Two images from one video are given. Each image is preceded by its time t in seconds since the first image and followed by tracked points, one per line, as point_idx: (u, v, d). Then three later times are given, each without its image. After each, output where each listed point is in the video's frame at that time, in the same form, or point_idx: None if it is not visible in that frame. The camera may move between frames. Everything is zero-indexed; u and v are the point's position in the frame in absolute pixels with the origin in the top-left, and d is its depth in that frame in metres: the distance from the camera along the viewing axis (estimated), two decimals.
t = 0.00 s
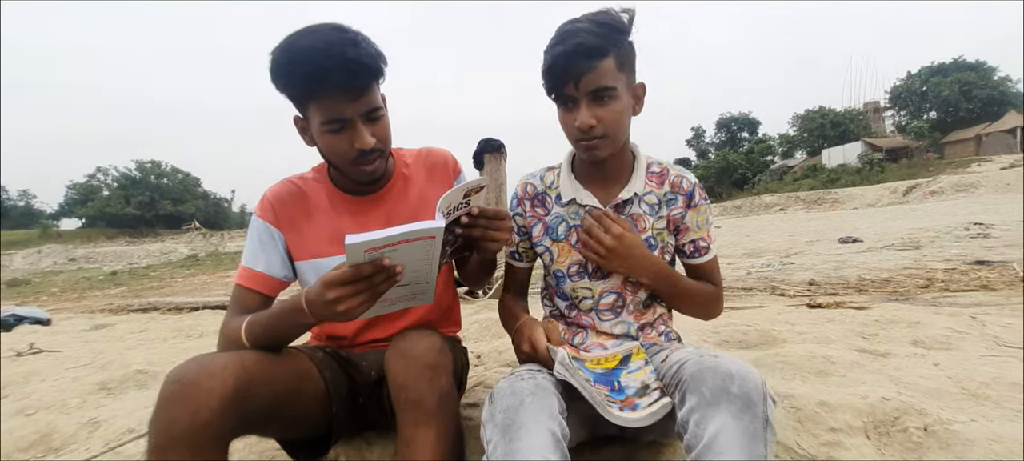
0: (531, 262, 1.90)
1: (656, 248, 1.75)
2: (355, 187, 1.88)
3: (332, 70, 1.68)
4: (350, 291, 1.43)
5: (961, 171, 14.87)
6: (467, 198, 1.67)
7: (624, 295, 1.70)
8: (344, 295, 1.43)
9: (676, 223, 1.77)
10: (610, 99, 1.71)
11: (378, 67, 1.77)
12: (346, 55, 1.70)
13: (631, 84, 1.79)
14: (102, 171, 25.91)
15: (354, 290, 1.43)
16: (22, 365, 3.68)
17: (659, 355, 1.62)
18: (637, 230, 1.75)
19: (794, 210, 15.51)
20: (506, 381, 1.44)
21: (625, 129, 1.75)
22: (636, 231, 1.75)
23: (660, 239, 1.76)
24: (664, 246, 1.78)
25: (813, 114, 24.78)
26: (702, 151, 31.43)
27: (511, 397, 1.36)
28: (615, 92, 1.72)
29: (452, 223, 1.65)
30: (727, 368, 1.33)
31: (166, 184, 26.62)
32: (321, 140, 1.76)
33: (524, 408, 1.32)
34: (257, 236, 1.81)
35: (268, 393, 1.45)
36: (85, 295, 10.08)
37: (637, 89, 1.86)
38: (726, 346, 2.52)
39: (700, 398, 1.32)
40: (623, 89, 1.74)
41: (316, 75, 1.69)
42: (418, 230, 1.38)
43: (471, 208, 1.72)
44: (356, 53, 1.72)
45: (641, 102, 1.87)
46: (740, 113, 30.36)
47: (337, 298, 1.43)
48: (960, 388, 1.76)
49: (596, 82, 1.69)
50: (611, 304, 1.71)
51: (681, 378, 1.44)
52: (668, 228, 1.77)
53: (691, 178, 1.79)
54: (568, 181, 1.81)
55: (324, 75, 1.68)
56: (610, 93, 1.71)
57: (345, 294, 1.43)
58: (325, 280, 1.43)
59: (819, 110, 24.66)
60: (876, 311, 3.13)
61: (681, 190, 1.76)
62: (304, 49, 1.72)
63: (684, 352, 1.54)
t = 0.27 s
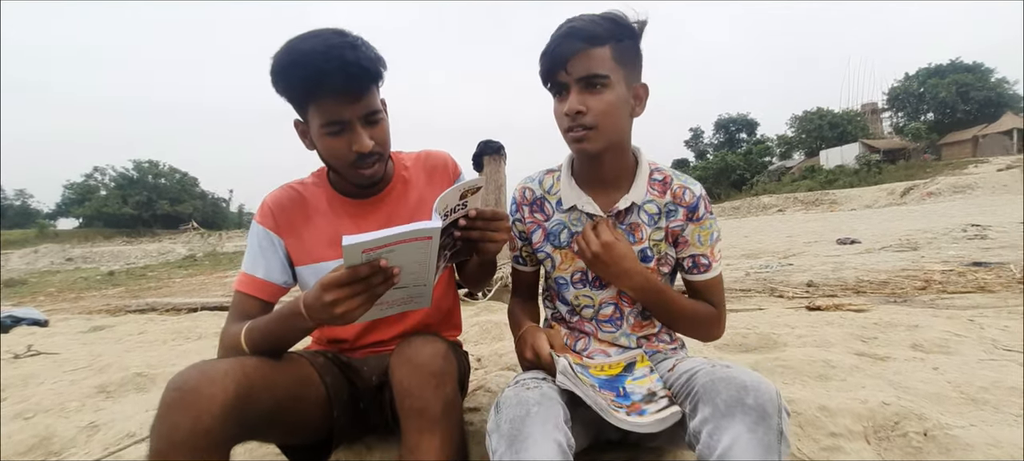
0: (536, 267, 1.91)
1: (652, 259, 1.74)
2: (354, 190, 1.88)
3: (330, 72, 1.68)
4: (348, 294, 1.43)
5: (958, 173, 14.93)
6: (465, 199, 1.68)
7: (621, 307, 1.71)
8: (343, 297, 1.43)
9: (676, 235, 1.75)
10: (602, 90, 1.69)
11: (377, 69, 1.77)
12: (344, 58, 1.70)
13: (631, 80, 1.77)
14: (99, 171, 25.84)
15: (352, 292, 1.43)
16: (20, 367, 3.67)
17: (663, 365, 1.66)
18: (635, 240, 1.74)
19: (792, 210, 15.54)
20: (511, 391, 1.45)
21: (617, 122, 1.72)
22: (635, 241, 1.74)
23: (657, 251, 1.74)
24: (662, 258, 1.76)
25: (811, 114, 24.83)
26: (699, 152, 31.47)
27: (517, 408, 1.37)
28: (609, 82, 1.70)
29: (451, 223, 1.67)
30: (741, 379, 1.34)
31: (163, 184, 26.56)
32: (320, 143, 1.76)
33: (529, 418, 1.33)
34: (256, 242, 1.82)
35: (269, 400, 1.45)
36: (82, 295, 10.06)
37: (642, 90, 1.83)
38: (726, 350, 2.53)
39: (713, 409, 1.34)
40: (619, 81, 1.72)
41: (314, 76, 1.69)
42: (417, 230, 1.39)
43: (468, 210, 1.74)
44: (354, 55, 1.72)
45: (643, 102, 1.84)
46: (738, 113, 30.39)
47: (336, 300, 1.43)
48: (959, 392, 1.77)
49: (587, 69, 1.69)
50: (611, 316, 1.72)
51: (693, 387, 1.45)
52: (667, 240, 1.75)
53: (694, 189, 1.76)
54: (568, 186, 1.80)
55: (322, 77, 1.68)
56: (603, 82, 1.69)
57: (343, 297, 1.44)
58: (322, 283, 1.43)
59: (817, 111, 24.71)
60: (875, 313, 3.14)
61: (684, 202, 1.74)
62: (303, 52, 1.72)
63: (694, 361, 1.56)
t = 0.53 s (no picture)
0: (528, 267, 1.91)
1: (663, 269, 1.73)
2: (351, 188, 1.87)
3: (323, 68, 1.67)
4: (344, 288, 1.42)
5: (958, 173, 14.92)
6: (457, 193, 1.67)
7: (626, 321, 1.70)
8: (339, 291, 1.42)
9: (686, 242, 1.74)
10: (601, 84, 1.65)
11: (370, 65, 1.76)
12: (337, 54, 1.69)
13: (635, 78, 1.72)
14: (98, 172, 25.82)
15: (347, 286, 1.42)
16: (17, 368, 3.65)
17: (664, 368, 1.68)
18: (643, 251, 1.71)
19: (792, 211, 15.53)
20: (505, 394, 1.44)
21: (617, 118, 1.66)
22: (642, 252, 1.71)
23: (666, 260, 1.73)
24: (671, 265, 1.76)
25: (811, 115, 24.84)
26: (699, 152, 31.47)
27: (511, 411, 1.36)
28: (608, 76, 1.66)
29: (445, 218, 1.64)
30: (748, 382, 1.34)
31: (163, 184, 26.55)
32: (315, 141, 1.75)
33: (523, 422, 1.32)
34: (252, 243, 1.80)
35: (266, 401, 1.44)
36: (81, 296, 10.04)
37: (648, 87, 1.79)
38: (727, 350, 2.52)
39: (719, 411, 1.33)
40: (620, 76, 1.67)
41: (307, 73, 1.69)
42: (410, 220, 1.37)
43: (461, 204, 1.72)
44: (347, 51, 1.71)
45: (648, 101, 1.79)
46: (738, 114, 30.39)
47: (331, 294, 1.42)
48: (962, 393, 1.76)
49: (586, 62, 1.66)
50: (615, 329, 1.70)
51: (699, 389, 1.45)
52: (676, 247, 1.74)
53: (706, 193, 1.72)
54: (569, 193, 1.75)
55: (314, 73, 1.68)
56: (602, 76, 1.65)
57: (339, 291, 1.43)
58: (317, 279, 1.42)
59: (817, 112, 24.72)
60: (876, 314, 3.13)
61: (695, 209, 1.70)
62: (296, 49, 1.71)
63: (699, 363, 1.56)
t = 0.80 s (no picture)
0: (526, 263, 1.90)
1: (669, 285, 1.69)
2: (351, 185, 1.86)
3: (321, 63, 1.67)
4: (344, 285, 1.41)
5: (958, 173, 14.92)
6: (456, 189, 1.66)
7: (629, 336, 1.67)
8: (339, 289, 1.41)
9: (694, 258, 1.69)
10: (603, 96, 1.59)
11: (368, 62, 1.76)
12: (334, 49, 1.69)
13: (644, 89, 1.64)
14: (98, 172, 25.81)
15: (348, 284, 1.42)
16: (17, 368, 3.64)
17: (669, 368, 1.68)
18: (648, 268, 1.67)
19: (792, 211, 15.54)
20: (509, 394, 1.43)
21: (619, 134, 1.59)
22: (647, 269, 1.67)
23: (672, 276, 1.69)
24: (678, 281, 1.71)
25: (811, 115, 24.85)
26: (699, 152, 31.48)
27: (515, 412, 1.35)
28: (612, 89, 1.59)
29: (444, 214, 1.64)
30: (752, 380, 1.33)
31: (162, 185, 26.55)
32: (314, 138, 1.74)
33: (528, 422, 1.31)
34: (252, 242, 1.79)
35: (267, 400, 1.43)
36: (81, 296, 10.03)
37: (661, 99, 1.69)
38: (730, 349, 2.51)
39: (724, 410, 1.33)
40: (626, 89, 1.60)
41: (305, 68, 1.68)
42: (409, 216, 1.36)
43: (460, 201, 1.71)
44: (344, 47, 1.71)
45: (660, 113, 1.70)
46: (738, 114, 30.40)
47: (331, 291, 1.41)
48: (966, 392, 1.75)
49: (588, 72, 1.59)
50: (617, 341, 1.67)
51: (702, 390, 1.44)
52: (683, 263, 1.70)
53: (717, 209, 1.65)
54: (572, 201, 1.69)
55: (312, 68, 1.67)
56: (605, 88, 1.59)
57: (339, 288, 1.42)
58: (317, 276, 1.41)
59: (816, 112, 24.73)
60: (879, 313, 3.12)
61: (704, 226, 1.64)
62: (293, 46, 1.71)
63: (701, 364, 1.55)
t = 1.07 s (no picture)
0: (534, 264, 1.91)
1: (681, 297, 1.70)
2: (350, 187, 1.85)
3: (319, 64, 1.66)
4: (342, 285, 1.41)
5: (958, 174, 14.92)
6: (457, 189, 1.66)
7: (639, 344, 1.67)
8: (337, 288, 1.41)
9: (706, 267, 1.68)
10: (612, 106, 1.58)
11: (367, 62, 1.75)
12: (332, 50, 1.68)
13: (654, 98, 1.63)
14: (98, 172, 25.80)
15: (346, 285, 1.41)
16: (16, 368, 3.64)
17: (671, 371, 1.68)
18: (660, 277, 1.68)
19: (792, 212, 15.54)
20: (509, 397, 1.43)
21: (627, 143, 1.59)
22: (659, 278, 1.68)
23: (684, 287, 1.70)
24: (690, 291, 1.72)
25: (811, 116, 24.85)
26: (699, 153, 31.48)
27: (516, 415, 1.35)
28: (620, 99, 1.58)
29: (445, 214, 1.64)
30: (749, 382, 1.33)
31: (162, 185, 26.56)
32: (313, 140, 1.74)
33: (528, 425, 1.30)
34: (252, 244, 1.79)
35: (267, 401, 1.42)
36: (81, 296, 10.03)
37: (672, 109, 1.68)
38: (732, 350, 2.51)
39: (721, 413, 1.33)
40: (635, 98, 1.59)
41: (303, 69, 1.68)
42: (408, 215, 1.36)
43: (460, 201, 1.71)
44: (342, 47, 1.70)
45: (669, 121, 1.69)
46: (738, 115, 30.39)
47: (330, 291, 1.41)
48: (969, 394, 1.75)
49: (597, 81, 1.59)
50: (626, 346, 1.68)
51: (701, 393, 1.44)
52: (695, 272, 1.70)
53: (729, 217, 1.64)
54: (585, 210, 1.68)
55: (310, 69, 1.67)
56: (613, 98, 1.58)
57: (337, 289, 1.41)
58: (316, 277, 1.40)
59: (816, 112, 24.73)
60: (880, 314, 3.12)
61: (716, 235, 1.63)
62: (291, 47, 1.70)
63: (701, 366, 1.55)
